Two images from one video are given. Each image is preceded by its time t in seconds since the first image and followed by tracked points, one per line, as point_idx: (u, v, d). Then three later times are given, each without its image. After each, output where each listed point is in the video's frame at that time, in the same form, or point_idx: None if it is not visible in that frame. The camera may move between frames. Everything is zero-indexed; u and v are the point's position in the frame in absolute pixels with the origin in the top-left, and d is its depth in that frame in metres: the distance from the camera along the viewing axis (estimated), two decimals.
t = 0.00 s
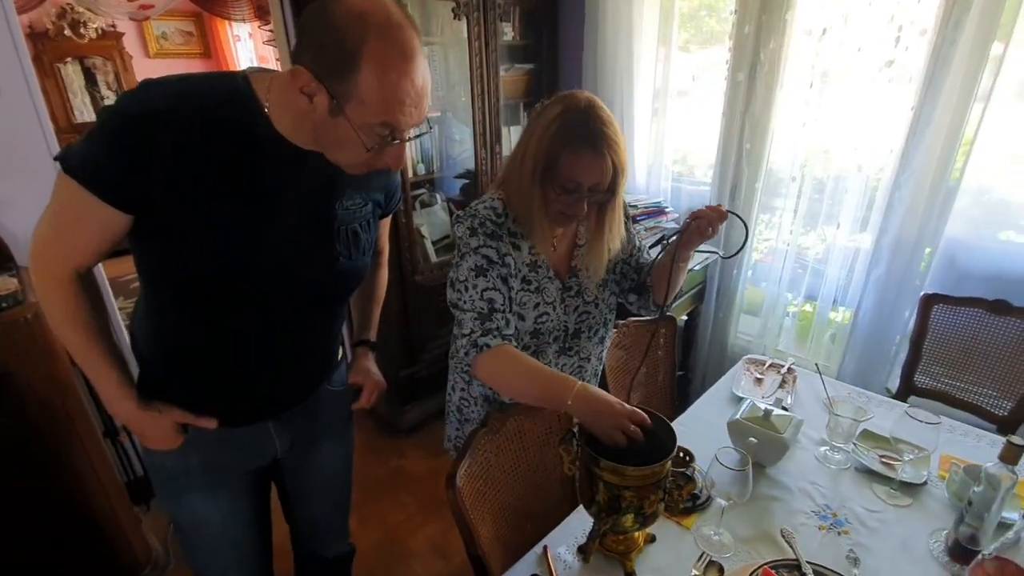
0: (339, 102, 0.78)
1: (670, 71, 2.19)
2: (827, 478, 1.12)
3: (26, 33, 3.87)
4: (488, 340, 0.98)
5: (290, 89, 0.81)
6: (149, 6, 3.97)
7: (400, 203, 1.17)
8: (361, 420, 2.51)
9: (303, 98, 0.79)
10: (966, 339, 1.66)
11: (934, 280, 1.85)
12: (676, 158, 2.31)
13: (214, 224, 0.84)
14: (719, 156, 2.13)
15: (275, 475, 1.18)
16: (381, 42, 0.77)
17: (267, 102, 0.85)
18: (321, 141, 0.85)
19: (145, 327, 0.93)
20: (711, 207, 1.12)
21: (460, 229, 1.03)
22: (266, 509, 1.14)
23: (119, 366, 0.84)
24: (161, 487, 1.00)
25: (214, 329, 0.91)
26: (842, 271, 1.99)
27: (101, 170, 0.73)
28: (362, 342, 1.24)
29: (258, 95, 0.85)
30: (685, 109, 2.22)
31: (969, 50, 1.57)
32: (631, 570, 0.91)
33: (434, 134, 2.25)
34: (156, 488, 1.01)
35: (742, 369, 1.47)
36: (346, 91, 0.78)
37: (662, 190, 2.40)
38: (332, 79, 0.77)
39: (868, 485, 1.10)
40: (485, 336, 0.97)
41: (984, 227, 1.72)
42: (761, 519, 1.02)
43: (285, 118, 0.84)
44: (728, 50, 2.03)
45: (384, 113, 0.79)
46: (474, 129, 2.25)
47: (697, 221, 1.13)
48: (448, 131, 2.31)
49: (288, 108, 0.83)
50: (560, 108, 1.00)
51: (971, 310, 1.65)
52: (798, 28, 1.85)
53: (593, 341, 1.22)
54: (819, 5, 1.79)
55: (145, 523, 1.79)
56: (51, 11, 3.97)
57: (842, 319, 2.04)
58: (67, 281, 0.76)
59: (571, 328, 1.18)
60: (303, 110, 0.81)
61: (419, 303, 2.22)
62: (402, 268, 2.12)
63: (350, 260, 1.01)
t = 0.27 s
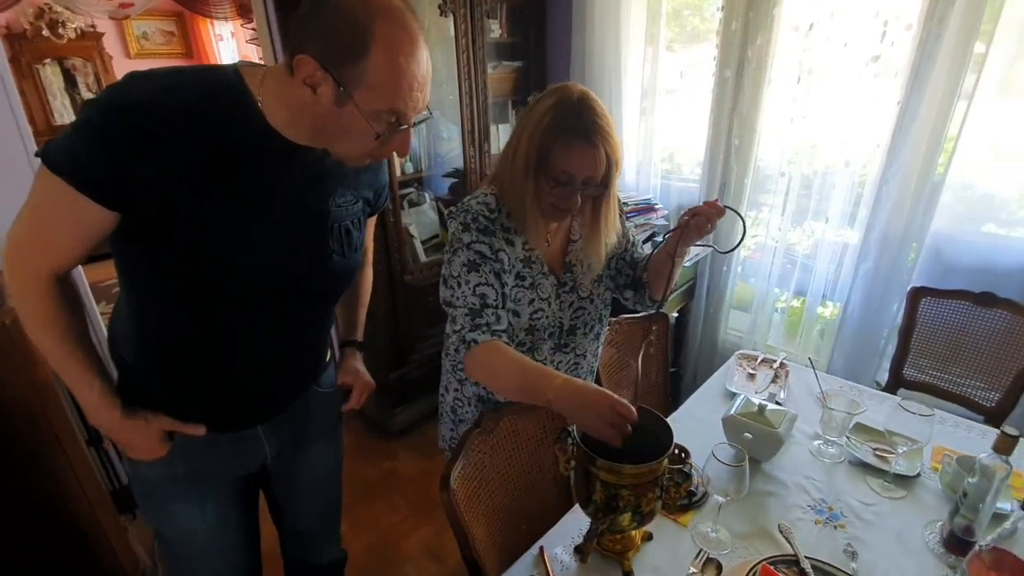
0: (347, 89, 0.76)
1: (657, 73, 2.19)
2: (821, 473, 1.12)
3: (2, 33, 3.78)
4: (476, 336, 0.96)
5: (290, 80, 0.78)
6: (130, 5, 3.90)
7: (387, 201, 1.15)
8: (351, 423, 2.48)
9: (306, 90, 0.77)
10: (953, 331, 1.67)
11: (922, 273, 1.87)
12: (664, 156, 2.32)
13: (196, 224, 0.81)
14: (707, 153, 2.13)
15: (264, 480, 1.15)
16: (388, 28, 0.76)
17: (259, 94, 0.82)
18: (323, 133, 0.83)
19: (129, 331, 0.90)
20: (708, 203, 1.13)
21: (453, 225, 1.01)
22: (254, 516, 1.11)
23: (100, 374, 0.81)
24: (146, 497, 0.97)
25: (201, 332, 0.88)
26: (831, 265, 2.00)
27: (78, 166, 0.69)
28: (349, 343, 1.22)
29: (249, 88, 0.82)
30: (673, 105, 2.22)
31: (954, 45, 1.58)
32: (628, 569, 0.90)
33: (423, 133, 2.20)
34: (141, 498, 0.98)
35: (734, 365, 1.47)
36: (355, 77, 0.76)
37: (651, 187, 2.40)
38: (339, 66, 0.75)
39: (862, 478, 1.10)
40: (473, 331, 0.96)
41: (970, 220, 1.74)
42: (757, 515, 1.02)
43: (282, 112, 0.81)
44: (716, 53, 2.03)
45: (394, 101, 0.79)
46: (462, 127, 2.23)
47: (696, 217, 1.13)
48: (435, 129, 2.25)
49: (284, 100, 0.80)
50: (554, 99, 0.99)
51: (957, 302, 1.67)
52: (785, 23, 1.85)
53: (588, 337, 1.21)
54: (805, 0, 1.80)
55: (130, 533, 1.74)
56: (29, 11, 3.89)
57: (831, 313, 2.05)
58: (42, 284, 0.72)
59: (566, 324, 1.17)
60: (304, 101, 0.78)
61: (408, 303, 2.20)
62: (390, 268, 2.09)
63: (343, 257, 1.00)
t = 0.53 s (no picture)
0: (342, 78, 0.75)
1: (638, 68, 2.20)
2: (805, 465, 1.13)
3: None
4: (431, 323, 0.94)
5: (279, 75, 0.76)
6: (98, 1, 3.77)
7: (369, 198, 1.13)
8: (333, 426, 2.44)
9: (298, 83, 0.75)
10: (929, 323, 1.71)
11: (897, 267, 1.91)
12: (645, 155, 2.33)
13: (170, 224, 0.78)
14: (687, 151, 2.14)
15: (244, 486, 1.12)
16: (379, 14, 0.75)
17: (244, 90, 0.79)
18: (315, 127, 0.80)
19: (102, 335, 0.86)
20: (686, 213, 1.17)
21: (433, 219, 1.01)
22: (235, 523, 1.08)
23: (71, 380, 0.77)
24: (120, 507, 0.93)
25: (177, 335, 0.85)
26: (810, 260, 2.03)
27: (44, 162, 0.66)
28: (329, 343, 1.20)
29: (233, 82, 0.79)
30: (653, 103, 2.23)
31: (926, 44, 1.62)
32: (616, 566, 0.89)
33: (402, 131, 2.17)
34: (115, 508, 0.94)
35: (718, 359, 1.48)
36: (349, 66, 0.75)
37: (632, 184, 2.40)
38: (334, 55, 0.74)
39: (844, 469, 1.11)
40: (431, 317, 0.94)
41: (944, 215, 1.78)
42: (743, 509, 1.02)
43: (271, 109, 0.79)
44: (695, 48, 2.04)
45: (391, 88, 0.78)
46: (443, 125, 2.20)
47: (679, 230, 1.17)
48: (416, 127, 2.24)
49: (272, 97, 0.78)
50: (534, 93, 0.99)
51: (932, 295, 1.71)
52: (762, 21, 1.87)
53: (574, 334, 1.20)
54: None
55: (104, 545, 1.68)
56: None
57: (811, 309, 2.07)
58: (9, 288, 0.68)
59: (552, 322, 1.15)
60: (296, 95, 0.76)
61: (390, 303, 2.17)
62: (372, 268, 2.06)
63: (329, 255, 0.98)
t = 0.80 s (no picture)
0: (341, 67, 0.73)
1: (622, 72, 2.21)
2: (791, 456, 1.13)
3: None
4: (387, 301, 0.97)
5: (274, 63, 0.73)
6: None
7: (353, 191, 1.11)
8: (318, 426, 2.40)
9: (295, 70, 0.72)
10: (909, 316, 1.74)
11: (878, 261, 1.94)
12: (629, 152, 2.33)
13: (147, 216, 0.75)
14: (672, 146, 2.15)
15: (226, 487, 1.09)
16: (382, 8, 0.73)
17: (235, 80, 0.76)
18: (310, 117, 0.77)
19: (76, 333, 0.83)
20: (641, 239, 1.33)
21: (412, 208, 1.04)
22: (217, 525, 1.06)
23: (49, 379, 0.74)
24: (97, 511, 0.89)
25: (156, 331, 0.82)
26: (794, 255, 2.04)
27: (17, 149, 0.63)
28: (311, 339, 1.17)
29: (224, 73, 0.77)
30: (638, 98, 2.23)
31: (903, 44, 1.64)
32: (605, 560, 0.89)
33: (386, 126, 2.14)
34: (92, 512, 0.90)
35: (704, 353, 1.48)
36: (349, 56, 0.72)
37: (618, 180, 2.41)
38: (333, 44, 0.71)
39: (829, 460, 1.12)
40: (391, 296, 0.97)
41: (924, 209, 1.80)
42: (731, 501, 1.02)
43: (264, 101, 0.76)
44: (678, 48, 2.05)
45: (389, 80, 0.76)
46: (427, 120, 2.18)
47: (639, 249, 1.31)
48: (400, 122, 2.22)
49: (266, 85, 0.75)
50: (511, 84, 1.01)
51: (912, 288, 1.74)
52: (746, 17, 1.89)
53: (559, 327, 1.19)
54: None
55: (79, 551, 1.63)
56: None
57: (795, 304, 2.09)
58: None
59: (536, 314, 1.15)
60: (292, 84, 0.73)
61: (374, 301, 2.14)
62: (356, 265, 2.04)
63: (316, 249, 0.97)
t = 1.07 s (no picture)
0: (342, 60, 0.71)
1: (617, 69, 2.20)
2: (789, 450, 1.13)
3: None
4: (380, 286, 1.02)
5: (275, 56, 0.72)
6: None
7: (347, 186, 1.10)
8: (314, 425, 2.39)
9: (297, 63, 0.71)
10: (905, 310, 1.74)
11: (874, 254, 1.94)
12: (625, 148, 2.32)
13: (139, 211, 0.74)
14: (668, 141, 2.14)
15: (223, 486, 1.08)
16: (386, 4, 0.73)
17: (233, 73, 0.76)
18: (311, 111, 0.76)
19: (69, 332, 0.81)
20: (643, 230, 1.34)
21: (400, 201, 1.06)
22: (214, 524, 1.05)
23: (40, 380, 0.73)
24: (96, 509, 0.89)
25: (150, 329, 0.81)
26: (790, 249, 2.04)
27: (9, 140, 0.61)
28: (306, 336, 1.16)
29: (221, 65, 0.75)
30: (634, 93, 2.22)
31: (899, 37, 1.64)
32: (604, 556, 0.88)
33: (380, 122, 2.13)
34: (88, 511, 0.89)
35: (702, 347, 1.48)
36: (351, 48, 0.71)
37: (614, 175, 2.40)
38: (336, 37, 0.70)
39: (828, 453, 1.12)
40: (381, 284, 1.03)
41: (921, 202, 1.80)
42: (730, 496, 1.02)
43: (265, 95, 0.75)
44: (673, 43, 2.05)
45: (391, 74, 0.75)
46: (422, 115, 2.16)
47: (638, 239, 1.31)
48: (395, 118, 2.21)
49: (266, 79, 0.74)
50: (499, 76, 1.01)
51: (909, 281, 1.73)
52: (741, 11, 1.88)
53: (553, 318, 1.19)
54: None
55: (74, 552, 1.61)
56: None
57: (792, 298, 2.09)
58: None
59: (528, 305, 1.16)
60: (294, 77, 0.72)
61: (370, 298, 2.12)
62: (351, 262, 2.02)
63: (314, 244, 0.96)
